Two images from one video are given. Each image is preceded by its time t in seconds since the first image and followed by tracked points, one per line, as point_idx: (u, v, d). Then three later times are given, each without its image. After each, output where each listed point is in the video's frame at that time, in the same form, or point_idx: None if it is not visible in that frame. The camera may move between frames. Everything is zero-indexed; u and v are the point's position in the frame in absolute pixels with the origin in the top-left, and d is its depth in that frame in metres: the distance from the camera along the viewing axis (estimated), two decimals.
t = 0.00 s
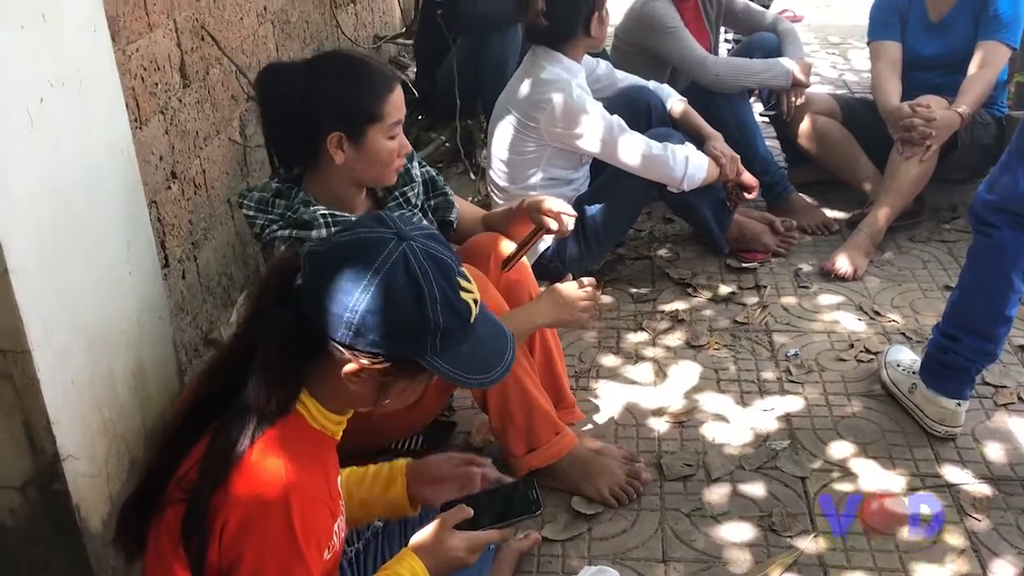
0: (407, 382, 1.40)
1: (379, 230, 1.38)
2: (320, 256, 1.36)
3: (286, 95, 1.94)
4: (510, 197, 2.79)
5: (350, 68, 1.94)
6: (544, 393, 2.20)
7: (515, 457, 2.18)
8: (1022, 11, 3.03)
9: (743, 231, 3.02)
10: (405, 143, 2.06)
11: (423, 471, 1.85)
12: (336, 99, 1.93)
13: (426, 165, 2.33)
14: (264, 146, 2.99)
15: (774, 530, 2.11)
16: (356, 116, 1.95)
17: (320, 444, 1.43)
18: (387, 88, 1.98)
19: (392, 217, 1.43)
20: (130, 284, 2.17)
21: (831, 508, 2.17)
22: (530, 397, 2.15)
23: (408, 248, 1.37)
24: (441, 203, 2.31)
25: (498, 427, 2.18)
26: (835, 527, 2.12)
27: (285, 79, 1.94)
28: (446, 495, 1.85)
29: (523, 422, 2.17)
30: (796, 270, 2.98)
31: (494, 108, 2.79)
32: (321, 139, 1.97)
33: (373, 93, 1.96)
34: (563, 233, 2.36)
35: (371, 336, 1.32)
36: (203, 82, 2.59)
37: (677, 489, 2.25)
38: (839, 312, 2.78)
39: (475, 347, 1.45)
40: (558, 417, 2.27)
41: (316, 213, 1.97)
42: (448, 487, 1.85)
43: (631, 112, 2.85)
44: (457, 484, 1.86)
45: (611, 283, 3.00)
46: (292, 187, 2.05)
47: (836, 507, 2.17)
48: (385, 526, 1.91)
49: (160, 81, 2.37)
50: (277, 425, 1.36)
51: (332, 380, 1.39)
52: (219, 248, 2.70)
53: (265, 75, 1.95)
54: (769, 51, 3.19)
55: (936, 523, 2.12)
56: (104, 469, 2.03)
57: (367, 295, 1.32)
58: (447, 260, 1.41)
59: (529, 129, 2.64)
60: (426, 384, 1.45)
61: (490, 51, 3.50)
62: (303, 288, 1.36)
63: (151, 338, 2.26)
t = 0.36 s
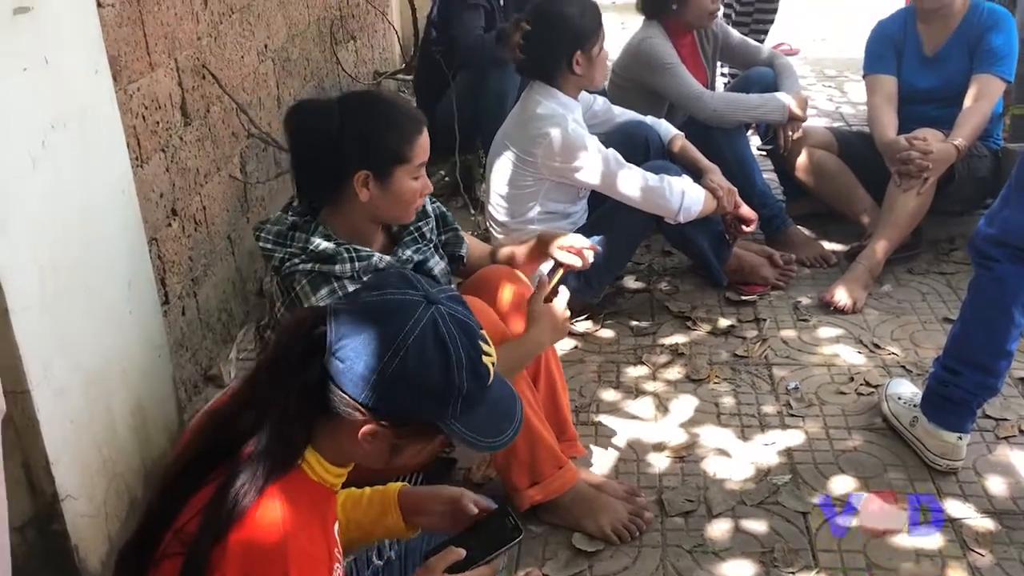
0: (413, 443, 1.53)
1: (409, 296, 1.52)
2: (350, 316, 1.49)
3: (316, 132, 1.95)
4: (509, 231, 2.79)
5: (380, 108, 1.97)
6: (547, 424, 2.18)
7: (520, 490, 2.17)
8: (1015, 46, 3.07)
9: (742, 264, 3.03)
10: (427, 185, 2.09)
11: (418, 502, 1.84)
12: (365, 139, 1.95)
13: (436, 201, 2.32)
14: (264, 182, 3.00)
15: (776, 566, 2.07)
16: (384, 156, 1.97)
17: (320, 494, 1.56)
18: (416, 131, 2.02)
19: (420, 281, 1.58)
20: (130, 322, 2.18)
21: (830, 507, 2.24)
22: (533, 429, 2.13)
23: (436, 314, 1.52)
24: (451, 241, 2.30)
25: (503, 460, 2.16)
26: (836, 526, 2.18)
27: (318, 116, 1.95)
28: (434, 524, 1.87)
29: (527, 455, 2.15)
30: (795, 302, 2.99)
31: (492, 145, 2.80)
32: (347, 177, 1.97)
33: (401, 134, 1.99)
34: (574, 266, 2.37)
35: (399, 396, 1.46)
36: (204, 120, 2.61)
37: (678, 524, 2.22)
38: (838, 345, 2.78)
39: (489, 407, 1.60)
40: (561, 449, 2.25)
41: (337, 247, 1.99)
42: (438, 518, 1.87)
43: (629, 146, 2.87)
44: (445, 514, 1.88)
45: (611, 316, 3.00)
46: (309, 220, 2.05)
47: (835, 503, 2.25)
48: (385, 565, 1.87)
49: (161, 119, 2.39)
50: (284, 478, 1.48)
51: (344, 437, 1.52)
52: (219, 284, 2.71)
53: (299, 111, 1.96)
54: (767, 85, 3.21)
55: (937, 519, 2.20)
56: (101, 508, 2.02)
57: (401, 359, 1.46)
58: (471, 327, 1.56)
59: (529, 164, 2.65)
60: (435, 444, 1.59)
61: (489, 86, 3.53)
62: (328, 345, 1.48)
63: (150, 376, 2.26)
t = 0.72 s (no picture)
0: (404, 483, 1.54)
1: (398, 335, 1.55)
2: (339, 356, 1.52)
3: (314, 164, 1.95)
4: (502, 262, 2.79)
5: (383, 142, 1.96)
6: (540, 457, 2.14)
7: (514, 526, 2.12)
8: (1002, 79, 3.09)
9: (735, 295, 3.03)
10: (427, 217, 2.04)
11: (416, 548, 1.82)
12: (365, 170, 1.93)
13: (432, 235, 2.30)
14: (257, 216, 3.00)
15: None
16: (382, 188, 1.94)
17: (309, 537, 1.60)
18: (415, 162, 1.99)
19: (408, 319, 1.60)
20: (121, 359, 2.17)
21: (829, 504, 2.33)
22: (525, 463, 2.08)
23: (425, 353, 1.54)
24: (446, 276, 2.28)
25: (496, 496, 2.12)
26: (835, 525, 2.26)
27: (319, 145, 1.96)
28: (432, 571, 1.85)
29: (521, 491, 2.11)
30: (788, 333, 2.99)
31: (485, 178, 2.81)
32: (345, 208, 1.94)
33: (402, 167, 1.97)
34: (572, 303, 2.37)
35: (388, 437, 1.48)
36: (196, 155, 2.61)
37: (673, 559, 2.19)
38: (831, 376, 2.77)
39: (479, 444, 1.62)
40: (555, 483, 2.21)
41: (334, 277, 1.94)
42: (437, 564, 1.85)
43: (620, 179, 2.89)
44: (446, 560, 1.86)
45: (605, 347, 3.00)
46: (306, 251, 2.02)
47: (835, 502, 2.33)
48: None
49: (153, 155, 2.39)
50: (271, 519, 1.55)
51: (333, 479, 1.55)
52: (211, 318, 2.70)
53: (301, 140, 1.98)
54: (756, 118, 3.23)
55: (937, 522, 2.27)
56: (91, 547, 2.00)
57: (389, 400, 1.48)
58: (460, 365, 1.58)
59: (524, 195, 2.65)
60: (427, 483, 1.61)
61: (480, 119, 3.55)
62: (317, 385, 1.51)
63: (141, 412, 2.25)
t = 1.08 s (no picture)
0: (391, 521, 1.54)
1: (383, 372, 1.56)
2: (324, 394, 1.52)
3: (300, 199, 1.95)
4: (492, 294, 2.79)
5: (370, 176, 1.96)
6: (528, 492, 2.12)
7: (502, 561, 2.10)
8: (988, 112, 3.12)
9: (725, 326, 3.04)
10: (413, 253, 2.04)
11: None
12: (351, 204, 1.94)
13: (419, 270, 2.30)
14: (247, 250, 3.00)
15: None
16: (369, 224, 1.95)
17: None
18: (402, 198, 2.00)
19: (393, 356, 1.61)
20: (110, 395, 2.16)
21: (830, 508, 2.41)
22: (513, 498, 2.07)
23: (411, 390, 1.55)
24: (434, 309, 2.27)
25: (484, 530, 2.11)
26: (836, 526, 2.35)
27: (306, 178, 1.96)
28: None
29: (509, 525, 2.09)
30: (778, 364, 2.99)
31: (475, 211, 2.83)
32: (331, 242, 1.95)
33: (389, 202, 1.97)
34: (556, 339, 2.35)
35: (374, 475, 1.49)
36: (186, 189, 2.62)
37: None
38: (821, 408, 2.77)
39: (465, 479, 1.62)
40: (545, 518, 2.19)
41: (319, 314, 1.94)
42: None
43: (608, 211, 2.90)
44: None
45: (595, 379, 3.00)
46: (291, 287, 2.03)
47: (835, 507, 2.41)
48: None
49: (142, 189, 2.39)
50: (256, 559, 1.54)
51: (319, 518, 1.53)
52: (200, 353, 2.69)
53: (288, 175, 1.98)
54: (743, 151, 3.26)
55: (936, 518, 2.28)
56: None
57: (376, 437, 1.49)
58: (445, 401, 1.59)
59: (513, 229, 2.67)
60: (414, 521, 1.60)
61: (470, 152, 3.57)
62: (302, 424, 1.51)
63: (129, 448, 2.23)
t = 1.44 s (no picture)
0: (382, 555, 1.53)
1: (373, 404, 1.56)
2: (314, 427, 1.53)
3: (292, 234, 1.96)
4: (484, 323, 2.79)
5: (361, 211, 1.97)
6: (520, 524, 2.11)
7: None
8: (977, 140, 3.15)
9: (717, 355, 3.05)
10: (405, 286, 2.04)
11: None
12: (343, 239, 1.94)
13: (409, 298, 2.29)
14: (239, 279, 3.00)
15: None
16: (360, 258, 1.95)
17: None
18: (393, 232, 2.01)
19: (383, 388, 1.62)
20: (101, 427, 2.15)
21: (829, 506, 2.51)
22: (505, 530, 2.06)
23: (402, 422, 1.56)
24: (424, 339, 2.25)
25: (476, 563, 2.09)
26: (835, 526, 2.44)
27: (296, 216, 1.98)
28: None
29: (501, 557, 2.08)
30: (770, 393, 3.00)
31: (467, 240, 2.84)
32: (322, 277, 1.95)
33: (381, 236, 1.98)
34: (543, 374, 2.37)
35: (365, 507, 1.48)
36: (179, 219, 2.62)
37: None
38: (814, 437, 2.77)
39: (456, 511, 1.62)
40: (537, 551, 2.18)
41: (308, 347, 1.95)
42: None
43: (600, 238, 2.91)
44: None
45: (587, 409, 3.00)
46: (280, 319, 2.04)
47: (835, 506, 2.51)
48: None
49: (135, 220, 2.39)
50: None
51: (309, 550, 1.50)
52: (192, 383, 2.69)
53: (280, 212, 1.99)
54: (735, 180, 3.28)
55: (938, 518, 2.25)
56: None
57: (366, 469, 1.49)
58: (435, 432, 1.60)
59: (504, 257, 2.67)
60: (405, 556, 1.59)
61: (462, 181, 3.58)
62: (292, 456, 1.51)
63: (119, 480, 2.22)
